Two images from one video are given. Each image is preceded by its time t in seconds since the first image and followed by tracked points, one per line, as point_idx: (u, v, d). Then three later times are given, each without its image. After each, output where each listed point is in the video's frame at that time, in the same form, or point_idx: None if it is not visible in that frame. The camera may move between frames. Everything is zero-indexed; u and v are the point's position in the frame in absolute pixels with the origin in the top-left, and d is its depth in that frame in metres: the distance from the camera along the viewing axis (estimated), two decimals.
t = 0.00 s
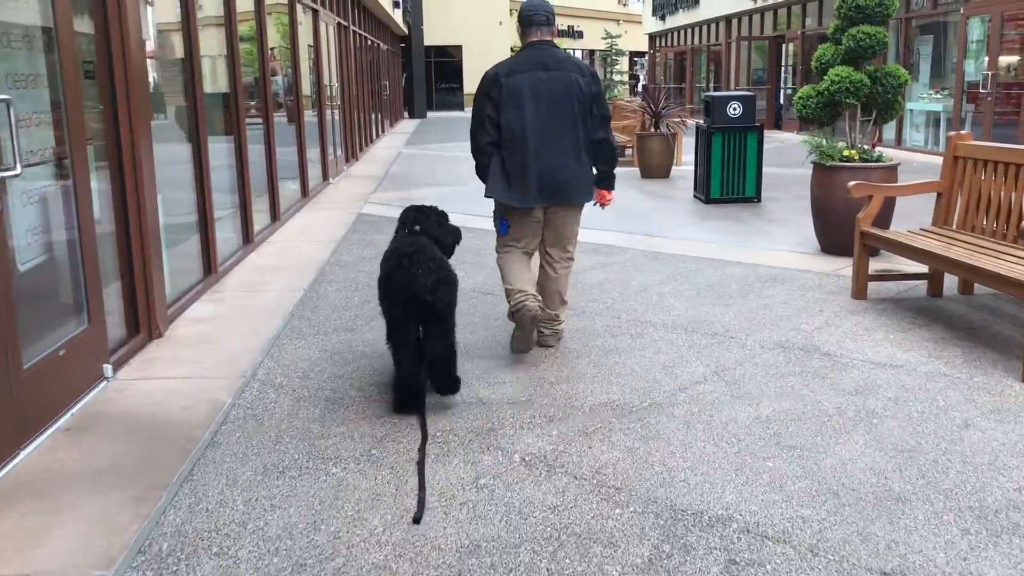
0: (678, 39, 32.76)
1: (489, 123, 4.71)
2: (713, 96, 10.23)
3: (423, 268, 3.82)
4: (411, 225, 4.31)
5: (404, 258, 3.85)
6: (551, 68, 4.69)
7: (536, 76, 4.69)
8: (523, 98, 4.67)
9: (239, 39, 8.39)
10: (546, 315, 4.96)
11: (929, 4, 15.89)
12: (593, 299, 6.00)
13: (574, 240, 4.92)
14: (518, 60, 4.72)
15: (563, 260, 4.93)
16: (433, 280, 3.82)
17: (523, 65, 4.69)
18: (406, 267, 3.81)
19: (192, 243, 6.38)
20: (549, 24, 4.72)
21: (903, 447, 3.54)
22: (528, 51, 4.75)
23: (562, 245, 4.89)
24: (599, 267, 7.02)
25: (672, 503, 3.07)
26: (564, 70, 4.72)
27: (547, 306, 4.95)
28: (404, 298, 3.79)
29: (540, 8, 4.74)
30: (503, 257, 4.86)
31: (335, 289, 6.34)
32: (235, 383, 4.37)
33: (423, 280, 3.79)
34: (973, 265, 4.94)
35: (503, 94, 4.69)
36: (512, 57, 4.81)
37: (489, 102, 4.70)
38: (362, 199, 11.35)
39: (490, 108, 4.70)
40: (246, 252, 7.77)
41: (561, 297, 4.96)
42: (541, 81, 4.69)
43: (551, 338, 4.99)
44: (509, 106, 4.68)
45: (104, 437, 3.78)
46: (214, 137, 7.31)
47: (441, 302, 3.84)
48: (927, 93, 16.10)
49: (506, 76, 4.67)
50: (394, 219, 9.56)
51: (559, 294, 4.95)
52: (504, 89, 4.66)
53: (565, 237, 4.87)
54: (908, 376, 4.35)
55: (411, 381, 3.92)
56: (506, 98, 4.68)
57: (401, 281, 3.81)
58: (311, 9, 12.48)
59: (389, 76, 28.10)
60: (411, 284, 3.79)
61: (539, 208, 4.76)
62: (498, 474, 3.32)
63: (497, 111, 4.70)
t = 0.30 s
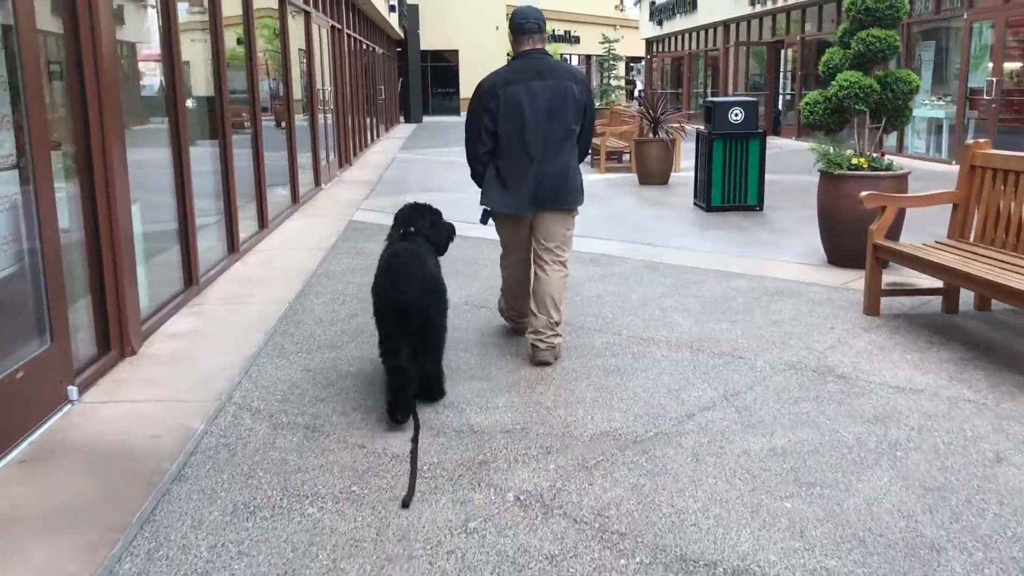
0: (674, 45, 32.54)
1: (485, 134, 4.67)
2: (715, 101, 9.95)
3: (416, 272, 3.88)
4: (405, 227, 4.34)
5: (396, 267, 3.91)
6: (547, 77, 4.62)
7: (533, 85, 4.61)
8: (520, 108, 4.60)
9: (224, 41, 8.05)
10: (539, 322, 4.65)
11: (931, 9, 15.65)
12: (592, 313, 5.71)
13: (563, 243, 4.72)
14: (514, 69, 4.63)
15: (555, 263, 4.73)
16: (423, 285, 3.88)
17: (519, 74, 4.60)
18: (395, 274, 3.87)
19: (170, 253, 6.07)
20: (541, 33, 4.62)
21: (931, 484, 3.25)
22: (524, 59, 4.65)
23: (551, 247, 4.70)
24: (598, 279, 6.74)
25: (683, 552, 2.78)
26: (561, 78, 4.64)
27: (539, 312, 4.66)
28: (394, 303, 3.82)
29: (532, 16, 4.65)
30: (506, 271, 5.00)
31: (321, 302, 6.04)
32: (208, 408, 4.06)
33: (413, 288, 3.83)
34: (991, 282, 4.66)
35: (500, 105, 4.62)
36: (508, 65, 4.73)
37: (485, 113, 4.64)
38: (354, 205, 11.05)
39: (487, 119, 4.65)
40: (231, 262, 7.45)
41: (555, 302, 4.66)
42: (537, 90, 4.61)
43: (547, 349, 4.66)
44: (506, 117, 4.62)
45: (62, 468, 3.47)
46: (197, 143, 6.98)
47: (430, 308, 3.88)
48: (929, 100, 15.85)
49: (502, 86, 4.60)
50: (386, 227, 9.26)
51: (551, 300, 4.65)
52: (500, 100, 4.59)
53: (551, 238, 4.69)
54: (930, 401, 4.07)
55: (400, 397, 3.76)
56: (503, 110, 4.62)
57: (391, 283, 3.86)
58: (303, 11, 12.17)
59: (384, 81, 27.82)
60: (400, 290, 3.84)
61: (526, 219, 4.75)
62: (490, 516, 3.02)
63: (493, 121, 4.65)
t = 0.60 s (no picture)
0: (682, 47, 32.24)
1: (480, 134, 4.87)
2: (727, 106, 9.68)
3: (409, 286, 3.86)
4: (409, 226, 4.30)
5: (396, 274, 3.93)
6: (539, 81, 4.82)
7: (526, 89, 4.81)
8: (513, 111, 4.80)
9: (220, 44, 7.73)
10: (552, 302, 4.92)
11: (946, 12, 15.32)
12: (602, 331, 5.43)
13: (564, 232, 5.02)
14: (508, 73, 4.85)
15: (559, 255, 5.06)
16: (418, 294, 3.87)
17: (512, 78, 4.82)
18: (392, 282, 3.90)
19: (160, 265, 5.79)
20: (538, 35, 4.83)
21: (980, 532, 2.95)
22: (517, 63, 4.87)
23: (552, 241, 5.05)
24: (608, 293, 6.45)
25: None
26: (551, 80, 4.84)
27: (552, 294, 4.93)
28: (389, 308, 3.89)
29: (532, 20, 4.86)
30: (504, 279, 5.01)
31: (318, 318, 5.76)
32: (192, 437, 3.78)
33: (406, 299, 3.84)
34: None
35: (493, 107, 4.83)
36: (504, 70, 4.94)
37: (479, 114, 4.85)
38: (355, 212, 10.78)
39: (481, 120, 4.85)
40: (226, 273, 7.18)
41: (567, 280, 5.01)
42: (530, 93, 4.81)
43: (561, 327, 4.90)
44: (499, 118, 4.82)
45: (30, 507, 3.19)
46: (191, 151, 6.68)
47: (431, 311, 3.87)
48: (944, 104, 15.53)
49: (495, 89, 4.81)
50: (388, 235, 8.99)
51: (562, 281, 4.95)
52: (493, 102, 4.79)
53: (554, 232, 4.99)
54: (970, 434, 3.77)
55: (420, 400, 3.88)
56: (496, 111, 4.83)
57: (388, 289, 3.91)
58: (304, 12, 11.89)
59: (389, 83, 27.58)
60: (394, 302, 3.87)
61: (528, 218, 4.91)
62: (494, 570, 2.74)
63: (487, 123, 4.85)
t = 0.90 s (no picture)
0: (688, 41, 31.84)
1: (495, 133, 4.65)
2: (740, 101, 9.34)
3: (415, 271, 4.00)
4: (417, 220, 4.56)
5: (394, 259, 4.04)
6: (556, 79, 4.64)
7: (543, 87, 4.62)
8: (530, 110, 4.61)
9: (213, 39, 7.36)
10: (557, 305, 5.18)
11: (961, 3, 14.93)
12: (616, 341, 5.11)
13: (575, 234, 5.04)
14: (524, 71, 4.65)
15: (570, 257, 5.02)
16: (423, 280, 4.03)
17: (530, 78, 4.63)
18: (395, 271, 4.00)
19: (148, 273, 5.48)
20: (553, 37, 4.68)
21: None
22: (533, 62, 4.68)
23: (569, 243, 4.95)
24: (621, 298, 6.13)
25: None
26: (570, 80, 4.67)
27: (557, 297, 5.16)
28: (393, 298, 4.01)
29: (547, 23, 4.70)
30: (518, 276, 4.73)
31: (316, 327, 5.45)
32: (175, 466, 3.47)
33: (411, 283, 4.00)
34: None
35: (510, 106, 4.62)
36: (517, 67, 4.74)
37: (495, 113, 4.64)
38: (356, 212, 10.47)
39: (497, 119, 4.64)
40: (220, 279, 6.86)
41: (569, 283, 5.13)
42: (548, 92, 4.63)
43: (563, 324, 5.26)
44: (515, 117, 4.62)
45: None
46: (181, 151, 6.33)
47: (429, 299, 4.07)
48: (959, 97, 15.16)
49: (511, 87, 4.60)
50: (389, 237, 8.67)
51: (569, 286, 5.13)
52: (510, 100, 4.59)
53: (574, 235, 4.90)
54: None
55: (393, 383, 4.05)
56: (514, 110, 4.62)
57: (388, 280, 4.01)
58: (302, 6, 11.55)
59: (391, 79, 27.26)
60: (398, 288, 4.00)
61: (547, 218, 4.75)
62: None
63: (503, 121, 4.64)
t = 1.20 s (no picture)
0: (686, 38, 31.56)
1: (510, 120, 4.84)
2: (745, 98, 9.10)
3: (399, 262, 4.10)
4: (415, 218, 4.46)
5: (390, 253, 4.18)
6: (569, 67, 4.84)
7: (558, 76, 4.81)
8: (547, 97, 4.81)
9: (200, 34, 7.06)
10: (559, 308, 5.09)
11: None
12: (621, 352, 4.86)
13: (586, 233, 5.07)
14: (537, 60, 4.84)
15: (575, 251, 5.02)
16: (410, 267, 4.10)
17: (544, 65, 4.82)
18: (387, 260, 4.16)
19: (130, 279, 5.22)
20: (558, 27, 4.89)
21: None
22: (546, 50, 4.87)
23: (573, 236, 5.01)
24: (625, 304, 5.88)
25: None
26: (581, 68, 4.89)
27: (558, 299, 5.08)
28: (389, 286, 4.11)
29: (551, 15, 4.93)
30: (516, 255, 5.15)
31: (306, 336, 5.20)
32: (150, 495, 3.21)
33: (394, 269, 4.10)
34: None
35: (526, 93, 4.80)
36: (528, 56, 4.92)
37: (510, 101, 4.81)
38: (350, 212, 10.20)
39: (512, 107, 4.82)
40: (208, 284, 6.60)
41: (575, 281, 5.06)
42: (562, 79, 4.83)
43: (564, 333, 5.10)
44: (531, 105, 4.81)
45: None
46: (167, 152, 6.05)
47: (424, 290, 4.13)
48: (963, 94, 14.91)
49: (527, 75, 4.78)
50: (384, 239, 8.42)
51: (571, 288, 5.04)
52: (527, 89, 4.77)
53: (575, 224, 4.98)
54: None
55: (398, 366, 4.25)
56: (529, 97, 4.80)
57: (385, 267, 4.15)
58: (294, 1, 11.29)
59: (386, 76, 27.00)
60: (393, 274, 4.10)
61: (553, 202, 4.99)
62: None
63: (517, 109, 4.83)
